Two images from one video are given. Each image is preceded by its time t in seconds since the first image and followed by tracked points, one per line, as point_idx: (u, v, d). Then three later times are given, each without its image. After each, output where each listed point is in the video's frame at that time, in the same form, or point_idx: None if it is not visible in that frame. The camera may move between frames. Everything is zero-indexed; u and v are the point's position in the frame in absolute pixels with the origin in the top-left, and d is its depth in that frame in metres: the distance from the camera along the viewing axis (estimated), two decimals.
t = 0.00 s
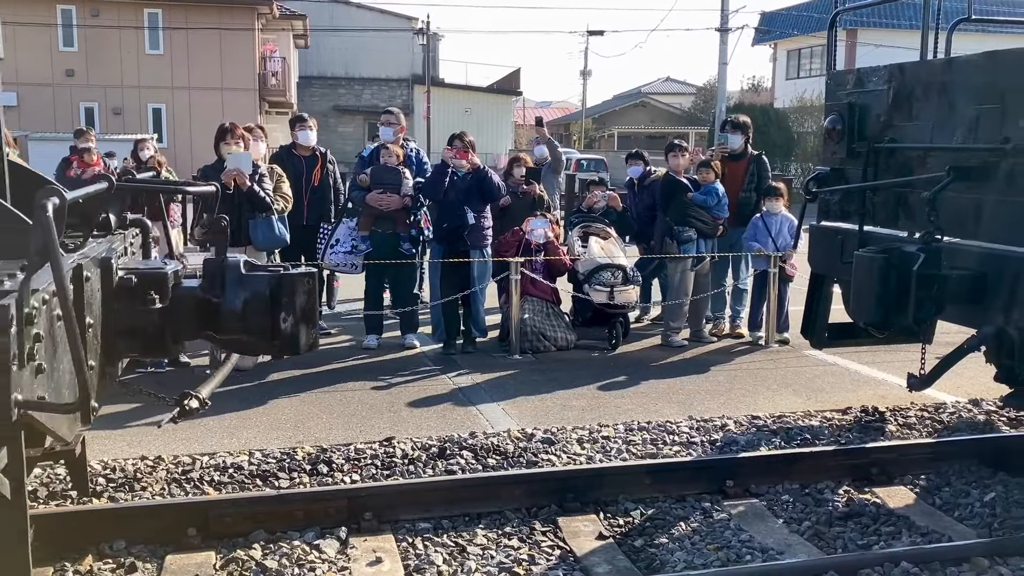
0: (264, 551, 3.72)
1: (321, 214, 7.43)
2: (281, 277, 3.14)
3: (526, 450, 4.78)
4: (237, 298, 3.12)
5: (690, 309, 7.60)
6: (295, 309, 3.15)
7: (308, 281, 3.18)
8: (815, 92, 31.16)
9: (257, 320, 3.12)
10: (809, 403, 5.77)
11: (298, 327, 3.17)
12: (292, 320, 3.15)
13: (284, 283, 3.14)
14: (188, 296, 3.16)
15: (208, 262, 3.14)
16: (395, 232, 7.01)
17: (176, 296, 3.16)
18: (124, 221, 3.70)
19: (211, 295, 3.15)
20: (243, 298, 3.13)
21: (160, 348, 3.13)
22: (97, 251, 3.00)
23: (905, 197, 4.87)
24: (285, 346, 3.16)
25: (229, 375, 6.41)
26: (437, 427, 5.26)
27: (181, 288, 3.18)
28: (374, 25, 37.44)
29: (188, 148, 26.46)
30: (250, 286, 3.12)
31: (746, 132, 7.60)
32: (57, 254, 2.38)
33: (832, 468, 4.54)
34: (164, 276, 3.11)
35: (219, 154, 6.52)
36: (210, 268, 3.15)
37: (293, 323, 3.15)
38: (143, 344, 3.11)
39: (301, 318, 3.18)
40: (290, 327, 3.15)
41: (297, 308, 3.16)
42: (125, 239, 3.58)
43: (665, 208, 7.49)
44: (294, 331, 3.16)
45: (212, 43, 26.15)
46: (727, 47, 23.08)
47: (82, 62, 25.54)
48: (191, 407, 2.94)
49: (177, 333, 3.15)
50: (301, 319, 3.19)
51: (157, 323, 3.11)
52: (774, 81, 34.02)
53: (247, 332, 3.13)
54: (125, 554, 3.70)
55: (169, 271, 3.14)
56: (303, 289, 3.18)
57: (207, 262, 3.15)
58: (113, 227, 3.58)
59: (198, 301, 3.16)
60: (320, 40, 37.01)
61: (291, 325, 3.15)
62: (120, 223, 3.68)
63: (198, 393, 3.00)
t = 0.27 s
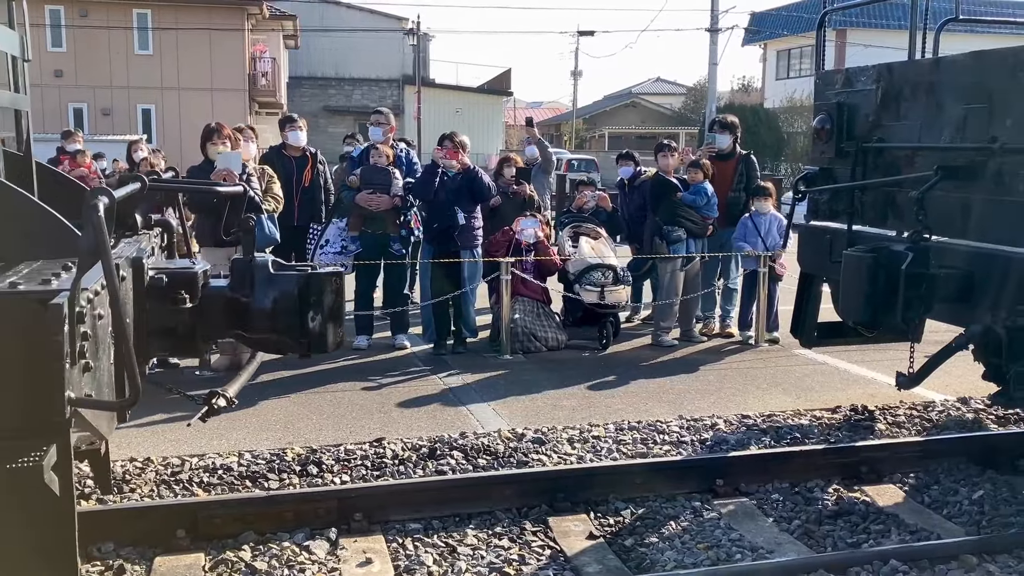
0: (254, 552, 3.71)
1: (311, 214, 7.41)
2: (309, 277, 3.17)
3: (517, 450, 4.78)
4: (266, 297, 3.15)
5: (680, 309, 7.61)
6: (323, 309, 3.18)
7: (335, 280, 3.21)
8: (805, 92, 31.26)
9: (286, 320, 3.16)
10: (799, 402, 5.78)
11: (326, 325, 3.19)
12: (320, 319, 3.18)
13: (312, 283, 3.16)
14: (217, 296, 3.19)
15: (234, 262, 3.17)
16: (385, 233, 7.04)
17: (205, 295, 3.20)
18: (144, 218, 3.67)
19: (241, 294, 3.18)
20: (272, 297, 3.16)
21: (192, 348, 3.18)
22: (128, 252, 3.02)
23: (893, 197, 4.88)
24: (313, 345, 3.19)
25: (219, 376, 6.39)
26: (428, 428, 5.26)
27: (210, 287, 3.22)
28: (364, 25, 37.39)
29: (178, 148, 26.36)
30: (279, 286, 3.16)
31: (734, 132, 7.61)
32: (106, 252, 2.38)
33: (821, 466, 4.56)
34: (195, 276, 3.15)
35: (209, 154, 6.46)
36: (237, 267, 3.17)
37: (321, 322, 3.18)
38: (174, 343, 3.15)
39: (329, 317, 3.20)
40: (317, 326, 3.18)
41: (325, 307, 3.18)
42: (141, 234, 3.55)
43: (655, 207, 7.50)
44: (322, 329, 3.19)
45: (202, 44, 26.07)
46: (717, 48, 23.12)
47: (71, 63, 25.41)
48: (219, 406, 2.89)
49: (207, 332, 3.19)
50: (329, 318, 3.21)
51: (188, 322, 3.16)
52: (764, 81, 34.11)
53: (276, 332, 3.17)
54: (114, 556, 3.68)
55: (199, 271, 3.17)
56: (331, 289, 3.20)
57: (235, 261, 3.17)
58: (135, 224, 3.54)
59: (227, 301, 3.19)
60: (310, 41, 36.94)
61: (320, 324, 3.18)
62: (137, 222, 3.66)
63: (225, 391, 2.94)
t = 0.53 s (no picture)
0: (243, 554, 3.70)
1: (302, 214, 7.40)
2: (338, 275, 3.04)
3: (507, 450, 4.78)
4: (295, 296, 3.01)
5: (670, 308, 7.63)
6: (352, 307, 3.05)
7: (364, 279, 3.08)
8: (795, 93, 31.36)
9: (316, 320, 3.02)
10: (788, 401, 5.80)
11: (354, 325, 3.07)
12: (348, 317, 3.05)
13: (341, 281, 3.03)
14: (245, 295, 3.04)
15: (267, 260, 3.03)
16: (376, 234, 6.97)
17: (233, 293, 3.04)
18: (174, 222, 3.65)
19: (269, 293, 3.04)
20: (303, 296, 3.02)
21: (221, 347, 3.04)
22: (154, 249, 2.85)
23: (881, 196, 4.91)
24: (341, 344, 3.06)
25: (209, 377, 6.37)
26: (417, 428, 5.25)
27: (237, 286, 3.06)
28: (354, 26, 37.34)
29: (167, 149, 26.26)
30: (309, 285, 3.02)
31: (722, 131, 7.63)
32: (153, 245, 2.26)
33: (810, 465, 4.57)
34: (225, 275, 2.98)
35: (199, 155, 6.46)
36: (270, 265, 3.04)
37: (350, 321, 3.06)
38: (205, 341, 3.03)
39: (358, 316, 3.08)
40: (347, 325, 3.06)
41: (353, 306, 3.06)
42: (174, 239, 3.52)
43: (643, 207, 7.51)
44: (351, 328, 3.06)
45: (191, 44, 25.98)
46: (707, 48, 23.15)
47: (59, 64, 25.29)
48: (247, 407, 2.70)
49: (236, 331, 3.06)
50: (358, 317, 3.08)
51: (219, 322, 3.02)
52: (754, 81, 34.21)
53: (306, 332, 3.03)
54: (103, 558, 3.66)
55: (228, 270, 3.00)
56: (360, 288, 3.07)
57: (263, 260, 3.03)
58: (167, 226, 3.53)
59: (256, 300, 3.04)
60: (300, 41, 36.86)
61: (348, 323, 3.06)
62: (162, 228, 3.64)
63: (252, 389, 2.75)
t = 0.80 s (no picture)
0: (234, 555, 3.69)
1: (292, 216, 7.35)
2: (364, 275, 3.12)
3: (498, 450, 4.77)
4: (323, 295, 3.11)
5: (662, 309, 7.64)
6: (377, 306, 3.13)
7: (389, 278, 3.16)
8: (786, 93, 31.43)
9: (342, 319, 3.11)
10: (779, 401, 5.81)
11: (379, 324, 3.14)
12: (374, 316, 3.13)
13: (367, 280, 3.11)
14: (274, 294, 3.15)
15: (291, 262, 3.12)
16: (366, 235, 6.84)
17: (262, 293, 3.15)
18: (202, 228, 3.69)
19: (298, 292, 3.14)
20: (328, 295, 3.12)
21: (248, 345, 3.13)
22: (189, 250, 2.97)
23: (871, 196, 4.92)
24: (366, 343, 3.13)
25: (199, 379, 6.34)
26: (408, 429, 5.24)
27: (266, 285, 3.16)
28: (345, 26, 37.26)
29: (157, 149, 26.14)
30: (336, 284, 3.11)
31: (711, 131, 7.62)
32: (207, 250, 2.42)
33: (801, 465, 4.57)
34: (253, 275, 3.08)
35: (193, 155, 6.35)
36: (293, 266, 3.13)
37: (375, 320, 3.13)
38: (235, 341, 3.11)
39: (383, 315, 3.16)
40: (372, 324, 3.13)
41: (378, 305, 3.13)
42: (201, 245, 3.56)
43: (634, 207, 7.52)
44: (376, 327, 3.14)
45: (181, 44, 25.87)
46: (698, 48, 23.16)
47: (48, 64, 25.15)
48: (273, 405, 2.74)
49: (264, 331, 3.15)
50: (383, 316, 3.16)
51: (247, 321, 3.11)
52: (745, 82, 34.28)
53: (332, 331, 3.12)
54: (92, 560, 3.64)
55: (256, 269, 3.10)
56: (385, 287, 3.15)
57: (291, 260, 3.13)
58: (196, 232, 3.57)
59: (285, 299, 3.15)
60: (290, 41, 36.76)
61: (374, 321, 3.13)
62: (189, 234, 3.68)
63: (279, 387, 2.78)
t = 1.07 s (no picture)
0: (224, 556, 3.67)
1: (282, 216, 7.35)
2: (394, 272, 2.90)
3: (489, 450, 4.77)
4: (353, 294, 2.90)
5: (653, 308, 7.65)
6: (407, 304, 2.92)
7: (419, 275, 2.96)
8: (777, 93, 31.52)
9: (372, 319, 2.90)
10: (770, 400, 5.83)
11: (409, 322, 2.94)
12: (403, 314, 2.91)
13: (397, 277, 2.90)
14: (305, 293, 2.93)
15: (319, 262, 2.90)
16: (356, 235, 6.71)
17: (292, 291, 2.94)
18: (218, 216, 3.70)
19: (328, 291, 2.93)
20: (359, 294, 2.91)
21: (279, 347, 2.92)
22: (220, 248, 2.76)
23: (861, 196, 4.94)
24: (396, 342, 2.92)
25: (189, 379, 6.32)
26: (400, 429, 5.24)
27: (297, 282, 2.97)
28: (336, 26, 37.22)
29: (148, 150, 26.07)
30: (366, 283, 2.90)
31: (700, 130, 7.63)
32: (259, 249, 2.40)
33: (792, 464, 4.58)
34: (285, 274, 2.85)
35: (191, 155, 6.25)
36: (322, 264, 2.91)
37: (405, 318, 2.92)
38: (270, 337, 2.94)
39: (414, 313, 2.95)
40: (402, 322, 2.92)
41: (408, 303, 2.92)
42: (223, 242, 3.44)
43: (626, 206, 7.53)
44: (406, 326, 2.93)
45: (172, 44, 25.81)
46: (689, 49, 23.21)
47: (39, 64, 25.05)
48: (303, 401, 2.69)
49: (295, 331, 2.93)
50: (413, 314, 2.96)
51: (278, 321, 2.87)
52: (736, 82, 34.37)
53: (362, 331, 2.90)
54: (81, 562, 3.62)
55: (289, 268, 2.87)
56: (415, 284, 2.94)
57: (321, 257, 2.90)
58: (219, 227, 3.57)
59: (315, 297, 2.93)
60: (282, 41, 36.70)
61: (403, 320, 2.92)
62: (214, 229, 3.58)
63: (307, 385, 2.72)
